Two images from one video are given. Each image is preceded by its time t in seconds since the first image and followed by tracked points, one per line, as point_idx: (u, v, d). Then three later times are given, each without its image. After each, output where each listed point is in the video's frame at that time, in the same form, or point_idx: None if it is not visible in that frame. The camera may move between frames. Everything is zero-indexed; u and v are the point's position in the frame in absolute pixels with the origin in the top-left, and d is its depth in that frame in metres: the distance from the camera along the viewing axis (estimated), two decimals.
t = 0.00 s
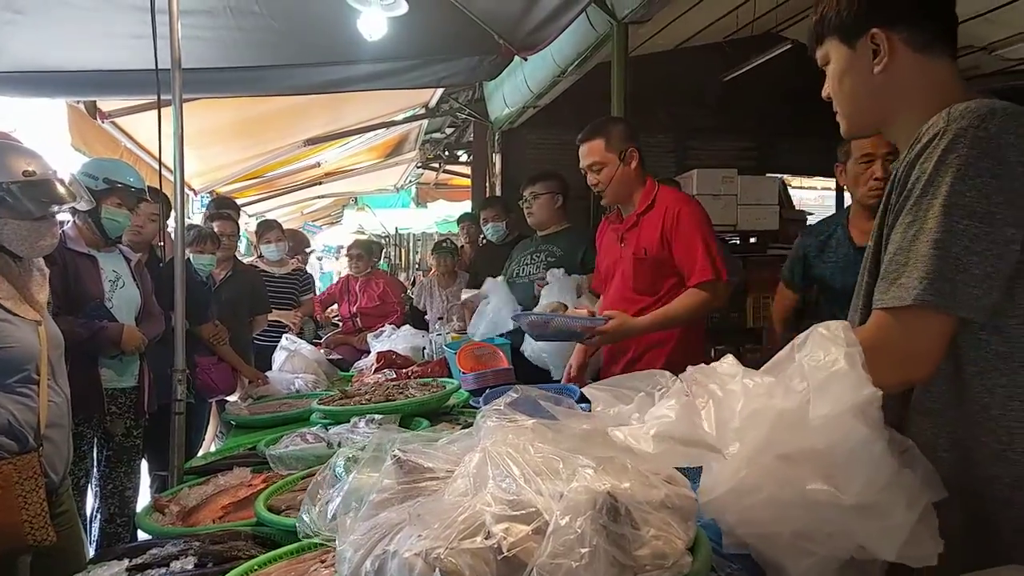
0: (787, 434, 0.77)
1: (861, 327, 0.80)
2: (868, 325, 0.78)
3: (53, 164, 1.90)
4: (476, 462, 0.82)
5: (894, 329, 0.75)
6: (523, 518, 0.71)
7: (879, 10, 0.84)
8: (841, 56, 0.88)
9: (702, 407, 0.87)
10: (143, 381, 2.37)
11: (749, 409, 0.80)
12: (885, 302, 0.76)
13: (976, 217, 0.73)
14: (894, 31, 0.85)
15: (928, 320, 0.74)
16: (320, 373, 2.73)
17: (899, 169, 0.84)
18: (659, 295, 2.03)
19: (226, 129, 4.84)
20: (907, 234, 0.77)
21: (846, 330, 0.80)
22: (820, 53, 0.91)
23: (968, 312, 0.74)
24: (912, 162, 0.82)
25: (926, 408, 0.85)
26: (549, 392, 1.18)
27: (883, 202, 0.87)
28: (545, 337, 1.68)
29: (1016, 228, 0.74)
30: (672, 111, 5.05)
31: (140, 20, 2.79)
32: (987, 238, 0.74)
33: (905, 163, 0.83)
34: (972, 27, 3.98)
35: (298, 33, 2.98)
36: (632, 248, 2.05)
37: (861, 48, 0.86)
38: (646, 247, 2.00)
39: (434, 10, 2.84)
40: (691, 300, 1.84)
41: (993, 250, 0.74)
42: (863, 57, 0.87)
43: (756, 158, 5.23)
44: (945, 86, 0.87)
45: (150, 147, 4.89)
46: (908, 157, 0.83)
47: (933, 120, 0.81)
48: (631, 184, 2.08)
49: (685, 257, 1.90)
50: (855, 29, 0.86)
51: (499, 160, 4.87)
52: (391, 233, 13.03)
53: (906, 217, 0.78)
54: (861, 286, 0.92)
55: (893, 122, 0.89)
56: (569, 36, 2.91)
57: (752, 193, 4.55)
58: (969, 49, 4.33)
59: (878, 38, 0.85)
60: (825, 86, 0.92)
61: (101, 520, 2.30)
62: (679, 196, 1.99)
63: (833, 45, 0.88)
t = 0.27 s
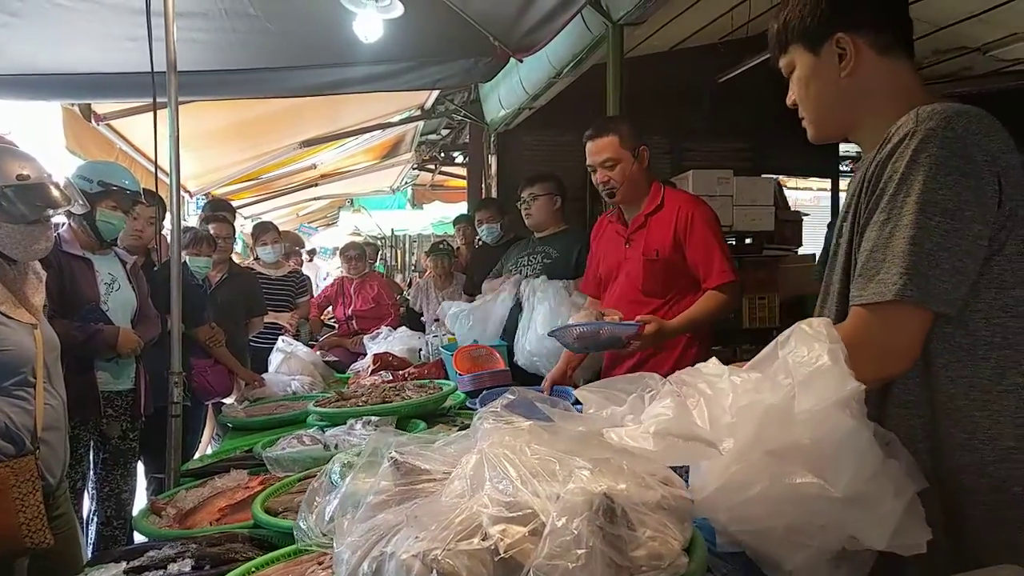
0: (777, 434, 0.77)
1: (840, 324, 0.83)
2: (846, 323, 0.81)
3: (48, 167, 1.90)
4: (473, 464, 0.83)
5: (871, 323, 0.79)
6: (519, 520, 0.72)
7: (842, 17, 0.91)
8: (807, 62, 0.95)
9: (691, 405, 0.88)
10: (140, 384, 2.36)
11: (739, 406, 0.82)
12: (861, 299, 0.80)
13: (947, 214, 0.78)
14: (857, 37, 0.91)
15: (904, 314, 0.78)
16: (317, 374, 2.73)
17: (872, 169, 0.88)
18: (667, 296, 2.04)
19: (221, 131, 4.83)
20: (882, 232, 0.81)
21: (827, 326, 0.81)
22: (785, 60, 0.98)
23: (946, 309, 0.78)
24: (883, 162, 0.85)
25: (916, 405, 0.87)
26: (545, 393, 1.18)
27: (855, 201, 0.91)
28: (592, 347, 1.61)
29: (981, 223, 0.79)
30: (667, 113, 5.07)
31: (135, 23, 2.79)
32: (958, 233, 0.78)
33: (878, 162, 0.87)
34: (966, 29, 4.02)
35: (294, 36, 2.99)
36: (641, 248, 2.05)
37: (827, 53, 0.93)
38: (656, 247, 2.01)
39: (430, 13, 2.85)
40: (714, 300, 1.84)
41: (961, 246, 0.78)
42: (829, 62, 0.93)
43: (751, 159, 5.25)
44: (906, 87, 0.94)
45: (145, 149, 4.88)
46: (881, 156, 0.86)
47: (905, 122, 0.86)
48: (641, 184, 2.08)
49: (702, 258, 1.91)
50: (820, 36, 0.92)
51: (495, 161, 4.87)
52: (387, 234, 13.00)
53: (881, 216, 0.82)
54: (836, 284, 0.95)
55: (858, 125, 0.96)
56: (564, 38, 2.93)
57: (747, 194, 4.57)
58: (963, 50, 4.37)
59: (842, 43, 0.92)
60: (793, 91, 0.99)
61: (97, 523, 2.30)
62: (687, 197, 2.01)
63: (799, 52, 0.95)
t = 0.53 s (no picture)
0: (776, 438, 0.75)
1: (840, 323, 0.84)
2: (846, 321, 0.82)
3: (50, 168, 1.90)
4: (473, 464, 0.84)
5: (868, 326, 0.80)
6: (518, 520, 0.72)
7: (839, 21, 0.92)
8: (804, 67, 0.96)
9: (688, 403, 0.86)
10: (141, 384, 2.37)
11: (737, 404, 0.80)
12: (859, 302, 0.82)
13: (949, 219, 0.79)
14: (854, 40, 0.93)
15: (906, 317, 0.79)
16: (317, 375, 2.74)
17: (875, 171, 0.88)
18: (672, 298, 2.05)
19: (221, 132, 4.83)
20: (886, 235, 0.82)
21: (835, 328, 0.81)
22: (778, 67, 0.98)
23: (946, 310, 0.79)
24: (885, 166, 0.86)
25: (912, 406, 0.88)
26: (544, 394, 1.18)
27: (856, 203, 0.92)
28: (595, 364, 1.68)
29: (984, 229, 0.81)
30: (667, 114, 5.08)
31: (136, 25, 2.80)
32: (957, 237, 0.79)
33: (881, 164, 0.87)
34: (966, 29, 4.02)
35: (295, 37, 3.00)
36: (647, 250, 2.07)
37: (825, 57, 0.94)
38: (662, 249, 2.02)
39: (429, 15, 2.85)
40: (712, 302, 1.85)
41: (964, 252, 0.80)
42: (827, 66, 0.95)
43: (750, 160, 5.26)
44: (901, 89, 0.96)
45: (146, 151, 4.89)
46: (884, 159, 0.87)
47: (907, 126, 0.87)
48: (648, 187, 2.09)
49: (705, 260, 1.93)
50: (817, 40, 0.94)
51: (494, 163, 4.89)
52: (386, 235, 13.02)
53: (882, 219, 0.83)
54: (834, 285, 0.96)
55: (856, 127, 0.98)
56: (563, 40, 2.94)
57: (747, 195, 4.57)
58: (963, 51, 4.38)
59: (840, 47, 0.93)
60: (788, 97, 1.00)
61: (99, 523, 2.30)
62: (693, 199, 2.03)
63: (794, 59, 0.95)
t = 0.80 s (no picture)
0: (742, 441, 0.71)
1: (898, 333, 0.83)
2: (906, 330, 0.82)
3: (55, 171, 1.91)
4: (476, 464, 0.84)
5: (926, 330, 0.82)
6: (521, 519, 0.73)
7: (845, 19, 0.93)
8: (811, 65, 0.96)
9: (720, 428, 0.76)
10: (146, 385, 2.38)
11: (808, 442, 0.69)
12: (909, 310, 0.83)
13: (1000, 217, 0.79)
14: (862, 38, 0.94)
15: (977, 318, 0.79)
16: (320, 376, 2.75)
17: (909, 172, 0.88)
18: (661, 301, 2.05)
19: (224, 134, 4.85)
20: (942, 236, 0.81)
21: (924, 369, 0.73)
22: (784, 66, 0.99)
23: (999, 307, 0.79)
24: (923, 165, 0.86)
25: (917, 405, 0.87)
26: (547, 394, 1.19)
27: (889, 206, 0.91)
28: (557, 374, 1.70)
29: None
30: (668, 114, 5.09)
31: (138, 27, 2.81)
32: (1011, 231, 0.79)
33: (916, 164, 0.87)
34: (968, 27, 4.02)
35: (297, 39, 3.01)
36: (640, 252, 2.07)
37: (832, 55, 0.95)
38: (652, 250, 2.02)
39: (430, 16, 2.87)
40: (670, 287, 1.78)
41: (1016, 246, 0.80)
42: (835, 64, 0.95)
43: (752, 159, 5.26)
44: (909, 86, 0.96)
45: (149, 153, 4.90)
46: (919, 159, 0.87)
47: (937, 126, 0.87)
48: (649, 185, 2.10)
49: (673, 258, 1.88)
50: (824, 38, 0.94)
51: (496, 163, 4.89)
52: (388, 236, 13.03)
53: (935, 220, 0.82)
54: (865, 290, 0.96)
55: (862, 123, 0.98)
56: (565, 40, 2.95)
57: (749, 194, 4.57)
58: (965, 48, 4.37)
59: (848, 43, 0.94)
60: (794, 96, 1.00)
61: (105, 523, 2.31)
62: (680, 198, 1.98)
63: (800, 56, 0.96)
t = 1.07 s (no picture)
0: (750, 452, 0.65)
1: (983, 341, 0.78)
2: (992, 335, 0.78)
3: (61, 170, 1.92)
4: (480, 460, 0.85)
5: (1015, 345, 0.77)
6: (524, 515, 0.73)
7: (866, 10, 0.93)
8: (829, 54, 0.96)
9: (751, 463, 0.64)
10: (150, 382, 2.39)
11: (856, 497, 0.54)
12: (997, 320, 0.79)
13: None
14: (883, 30, 0.94)
15: None
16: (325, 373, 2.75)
17: (955, 171, 0.86)
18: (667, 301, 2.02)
19: (228, 132, 4.86)
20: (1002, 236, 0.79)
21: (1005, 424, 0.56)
22: (801, 54, 0.99)
23: None
24: (969, 162, 0.84)
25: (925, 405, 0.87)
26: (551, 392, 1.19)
27: (929, 207, 0.90)
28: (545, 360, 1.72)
29: None
30: (672, 111, 5.08)
31: (142, 26, 2.82)
32: None
33: (955, 166, 0.86)
34: (973, 24, 4.01)
35: (301, 38, 3.01)
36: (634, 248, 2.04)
37: (851, 46, 0.95)
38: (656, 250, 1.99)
39: (434, 14, 2.87)
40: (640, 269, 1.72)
41: None
42: (854, 54, 0.95)
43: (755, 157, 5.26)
44: (927, 82, 0.97)
45: (153, 151, 4.92)
46: (956, 161, 0.86)
47: (974, 126, 0.86)
48: (643, 184, 2.09)
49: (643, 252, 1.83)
50: (845, 29, 0.94)
51: (500, 161, 4.89)
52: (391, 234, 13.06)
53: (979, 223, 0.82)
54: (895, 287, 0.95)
55: (879, 116, 0.99)
56: (569, 38, 2.94)
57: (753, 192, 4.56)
58: (970, 45, 4.36)
59: (869, 34, 0.94)
60: (810, 85, 1.00)
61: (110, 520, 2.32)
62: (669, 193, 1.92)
63: (819, 46, 0.96)
